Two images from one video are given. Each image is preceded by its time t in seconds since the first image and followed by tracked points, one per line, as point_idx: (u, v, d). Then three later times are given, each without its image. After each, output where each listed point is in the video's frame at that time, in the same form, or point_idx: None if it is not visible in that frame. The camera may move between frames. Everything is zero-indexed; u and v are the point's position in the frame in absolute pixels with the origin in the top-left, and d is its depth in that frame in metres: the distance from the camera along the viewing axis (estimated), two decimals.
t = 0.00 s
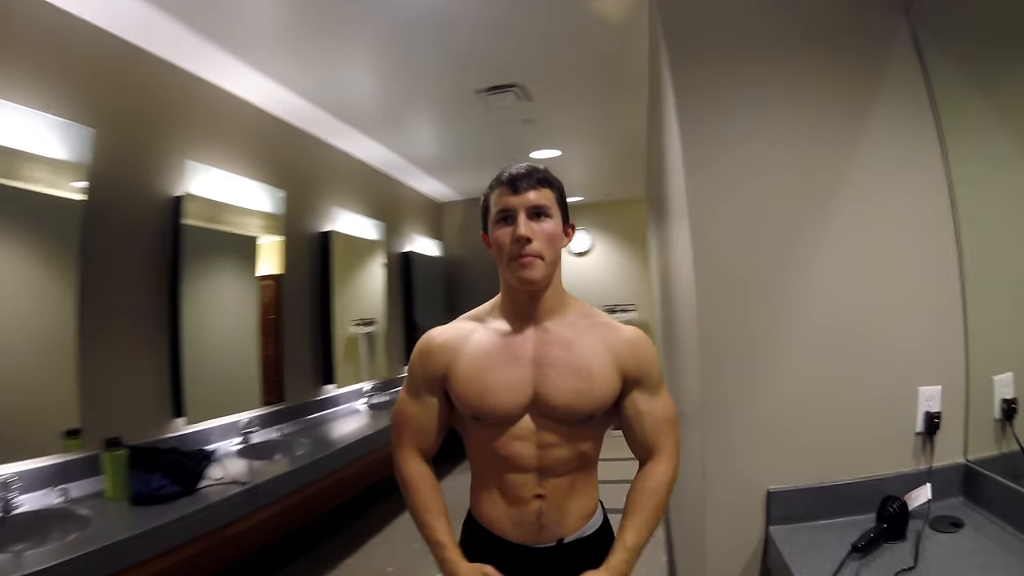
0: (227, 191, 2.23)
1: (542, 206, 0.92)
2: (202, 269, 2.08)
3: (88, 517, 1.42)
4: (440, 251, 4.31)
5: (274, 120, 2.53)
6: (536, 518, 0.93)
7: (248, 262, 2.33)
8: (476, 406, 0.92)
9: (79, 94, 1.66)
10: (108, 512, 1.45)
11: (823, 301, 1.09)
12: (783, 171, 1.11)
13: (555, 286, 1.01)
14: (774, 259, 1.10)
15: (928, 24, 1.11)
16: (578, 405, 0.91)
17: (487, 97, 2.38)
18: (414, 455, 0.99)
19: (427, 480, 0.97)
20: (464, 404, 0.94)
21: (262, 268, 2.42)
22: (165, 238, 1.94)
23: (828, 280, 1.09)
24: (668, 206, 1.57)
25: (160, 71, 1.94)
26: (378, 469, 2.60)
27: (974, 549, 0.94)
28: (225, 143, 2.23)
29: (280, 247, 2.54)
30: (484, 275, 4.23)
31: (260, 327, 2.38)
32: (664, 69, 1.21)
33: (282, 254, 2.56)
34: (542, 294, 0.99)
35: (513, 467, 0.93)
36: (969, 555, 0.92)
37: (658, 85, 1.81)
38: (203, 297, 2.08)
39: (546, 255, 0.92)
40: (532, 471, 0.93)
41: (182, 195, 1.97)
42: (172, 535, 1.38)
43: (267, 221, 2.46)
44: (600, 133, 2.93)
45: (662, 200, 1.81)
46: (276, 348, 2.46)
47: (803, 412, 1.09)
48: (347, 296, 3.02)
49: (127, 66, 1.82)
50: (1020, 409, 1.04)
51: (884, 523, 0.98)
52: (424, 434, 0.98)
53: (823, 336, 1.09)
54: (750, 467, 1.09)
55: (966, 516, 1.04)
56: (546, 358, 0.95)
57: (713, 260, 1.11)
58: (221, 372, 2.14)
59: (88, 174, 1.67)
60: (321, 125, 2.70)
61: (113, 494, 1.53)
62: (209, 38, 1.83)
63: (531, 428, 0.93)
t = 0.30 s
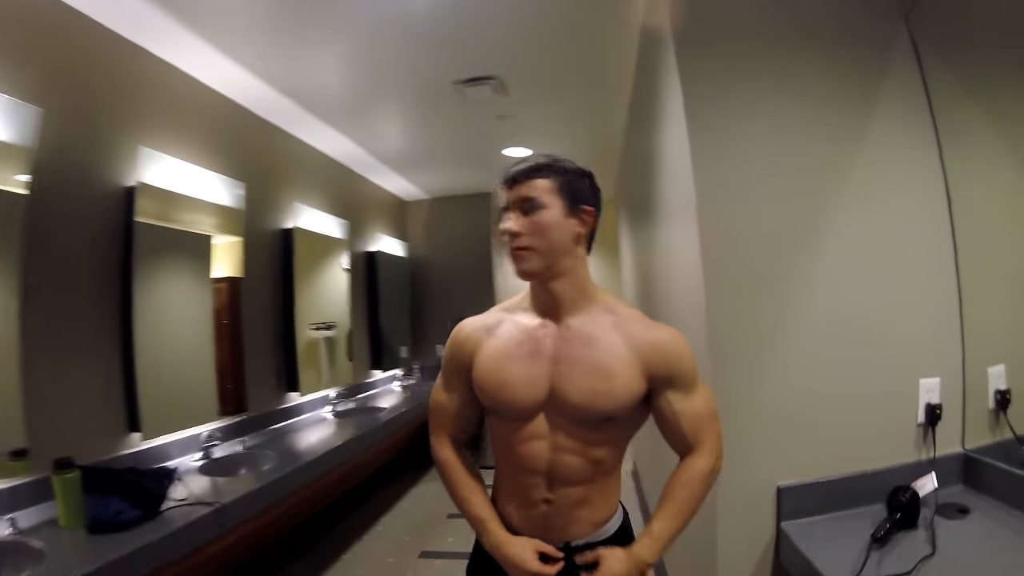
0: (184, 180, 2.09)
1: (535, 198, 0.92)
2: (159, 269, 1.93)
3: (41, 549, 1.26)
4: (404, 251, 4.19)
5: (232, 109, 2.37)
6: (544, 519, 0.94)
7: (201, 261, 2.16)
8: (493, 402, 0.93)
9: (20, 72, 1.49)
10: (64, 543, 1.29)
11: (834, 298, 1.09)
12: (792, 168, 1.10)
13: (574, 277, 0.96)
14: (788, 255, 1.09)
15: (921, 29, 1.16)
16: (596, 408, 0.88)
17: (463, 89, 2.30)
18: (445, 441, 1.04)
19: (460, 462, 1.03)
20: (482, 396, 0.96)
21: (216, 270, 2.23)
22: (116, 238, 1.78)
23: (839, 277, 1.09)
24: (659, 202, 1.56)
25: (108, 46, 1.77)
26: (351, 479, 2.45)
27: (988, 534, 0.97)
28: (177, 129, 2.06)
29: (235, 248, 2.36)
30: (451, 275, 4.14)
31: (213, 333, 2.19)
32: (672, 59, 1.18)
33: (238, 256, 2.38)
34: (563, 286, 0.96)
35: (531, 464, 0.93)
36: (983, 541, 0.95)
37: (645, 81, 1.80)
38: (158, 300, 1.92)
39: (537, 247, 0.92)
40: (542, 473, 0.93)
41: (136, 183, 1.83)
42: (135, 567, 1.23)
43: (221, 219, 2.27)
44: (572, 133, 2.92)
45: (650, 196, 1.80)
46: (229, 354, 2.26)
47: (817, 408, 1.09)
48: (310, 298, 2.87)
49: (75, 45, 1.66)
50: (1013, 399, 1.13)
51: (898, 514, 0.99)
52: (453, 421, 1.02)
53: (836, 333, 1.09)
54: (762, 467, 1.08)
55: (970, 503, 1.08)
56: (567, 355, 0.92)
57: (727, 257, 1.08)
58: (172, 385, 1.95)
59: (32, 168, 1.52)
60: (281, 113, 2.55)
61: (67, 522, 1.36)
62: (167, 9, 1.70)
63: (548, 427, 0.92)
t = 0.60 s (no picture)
0: (170, 160, 1.97)
1: (484, 211, 1.00)
2: (143, 257, 1.83)
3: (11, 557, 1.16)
4: (395, 245, 4.10)
5: (222, 90, 2.27)
6: (524, 518, 0.97)
7: (186, 250, 2.04)
8: (475, 400, 1.00)
9: None
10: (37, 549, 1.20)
11: (869, 303, 1.05)
12: (829, 167, 1.05)
13: (536, 278, 1.01)
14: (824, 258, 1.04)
15: (955, 31, 1.13)
16: (568, 401, 0.92)
17: (466, 76, 2.22)
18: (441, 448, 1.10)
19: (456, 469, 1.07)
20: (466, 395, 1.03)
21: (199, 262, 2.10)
22: (97, 222, 1.68)
23: (873, 283, 1.05)
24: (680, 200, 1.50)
25: (90, 13, 1.67)
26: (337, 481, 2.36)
27: (1018, 549, 0.96)
28: (164, 108, 1.96)
29: (220, 240, 2.22)
30: (442, 271, 4.07)
31: (197, 325, 2.07)
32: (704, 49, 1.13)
33: (223, 247, 2.24)
34: (533, 287, 1.02)
35: (512, 460, 0.97)
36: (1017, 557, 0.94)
37: (659, 76, 1.75)
38: (142, 289, 1.82)
39: (485, 255, 0.99)
40: (520, 471, 0.96)
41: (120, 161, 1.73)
42: None
43: (206, 208, 2.13)
44: (573, 129, 2.87)
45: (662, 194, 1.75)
46: (211, 347, 2.13)
47: (849, 416, 1.04)
48: (299, 291, 2.77)
49: (55, 10, 1.56)
50: None
51: (933, 526, 0.97)
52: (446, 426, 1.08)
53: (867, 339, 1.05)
54: (794, 480, 1.03)
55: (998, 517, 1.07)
56: (543, 354, 0.97)
57: (761, 258, 1.02)
58: (155, 378, 1.83)
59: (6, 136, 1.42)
60: (273, 96, 2.45)
61: (39, 525, 1.26)
62: None
63: (525, 422, 0.97)
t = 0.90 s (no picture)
0: (149, 156, 1.82)
1: (466, 187, 1.15)
2: (125, 264, 1.70)
3: None
4: (390, 244, 3.98)
5: (204, 83, 2.15)
6: (489, 517, 1.09)
7: (174, 255, 1.91)
8: (425, 403, 1.10)
9: None
10: None
11: (925, 287, 0.95)
12: (877, 136, 0.94)
13: (486, 267, 1.17)
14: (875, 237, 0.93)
15: None
16: (511, 394, 1.05)
17: (461, 61, 2.10)
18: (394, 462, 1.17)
19: (412, 482, 1.14)
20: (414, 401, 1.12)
21: (192, 267, 2.00)
22: (72, 227, 1.57)
23: (926, 264, 0.95)
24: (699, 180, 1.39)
25: None
26: (337, 493, 2.22)
27: None
28: (142, 101, 1.83)
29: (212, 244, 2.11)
30: (440, 270, 3.96)
31: (192, 331, 1.97)
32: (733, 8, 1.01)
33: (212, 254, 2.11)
34: (474, 283, 1.15)
35: (466, 458, 1.09)
36: None
37: (668, 51, 1.64)
38: (123, 296, 1.69)
39: (451, 221, 1.12)
40: (479, 470, 1.08)
41: (95, 158, 1.61)
42: None
43: (199, 212, 2.04)
44: (572, 118, 2.76)
45: (678, 176, 1.64)
46: (208, 354, 2.05)
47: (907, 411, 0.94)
48: (293, 293, 2.65)
49: None
50: None
51: (1013, 525, 0.88)
52: (397, 437, 1.17)
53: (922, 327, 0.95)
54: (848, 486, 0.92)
55: None
56: (483, 354, 1.09)
57: (804, 239, 0.92)
58: (141, 389, 1.71)
59: None
60: (259, 90, 2.34)
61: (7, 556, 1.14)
62: None
63: (472, 420, 1.09)
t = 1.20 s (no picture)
0: (124, 152, 1.72)
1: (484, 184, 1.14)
2: (102, 269, 1.60)
3: None
4: (385, 238, 3.89)
5: (184, 72, 2.03)
6: (502, 525, 1.07)
7: (161, 256, 1.83)
8: (435, 405, 1.08)
9: None
10: None
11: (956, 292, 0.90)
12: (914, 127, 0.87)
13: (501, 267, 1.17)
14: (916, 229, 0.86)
15: None
16: (529, 394, 1.05)
17: (454, 42, 1.99)
18: (392, 472, 1.15)
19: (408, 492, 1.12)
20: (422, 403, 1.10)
21: (182, 265, 1.92)
22: (42, 230, 1.47)
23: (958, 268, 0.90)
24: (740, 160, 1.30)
25: None
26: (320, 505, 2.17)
27: None
28: (116, 97, 1.72)
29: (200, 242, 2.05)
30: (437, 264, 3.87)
31: (184, 331, 1.90)
32: None
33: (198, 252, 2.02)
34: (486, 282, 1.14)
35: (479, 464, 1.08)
36: None
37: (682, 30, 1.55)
38: (102, 303, 1.59)
39: (473, 215, 1.10)
40: (493, 475, 1.07)
41: (64, 157, 1.50)
42: None
43: (188, 210, 1.96)
44: (572, 103, 2.67)
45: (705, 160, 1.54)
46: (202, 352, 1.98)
47: (932, 411, 0.91)
48: (284, 292, 2.55)
49: None
50: None
51: None
52: (399, 443, 1.15)
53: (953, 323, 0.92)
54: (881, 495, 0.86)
55: None
56: (497, 354, 1.08)
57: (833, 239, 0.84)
58: (124, 397, 1.62)
59: None
60: (247, 83, 2.24)
61: None
62: None
63: (487, 421, 1.08)
